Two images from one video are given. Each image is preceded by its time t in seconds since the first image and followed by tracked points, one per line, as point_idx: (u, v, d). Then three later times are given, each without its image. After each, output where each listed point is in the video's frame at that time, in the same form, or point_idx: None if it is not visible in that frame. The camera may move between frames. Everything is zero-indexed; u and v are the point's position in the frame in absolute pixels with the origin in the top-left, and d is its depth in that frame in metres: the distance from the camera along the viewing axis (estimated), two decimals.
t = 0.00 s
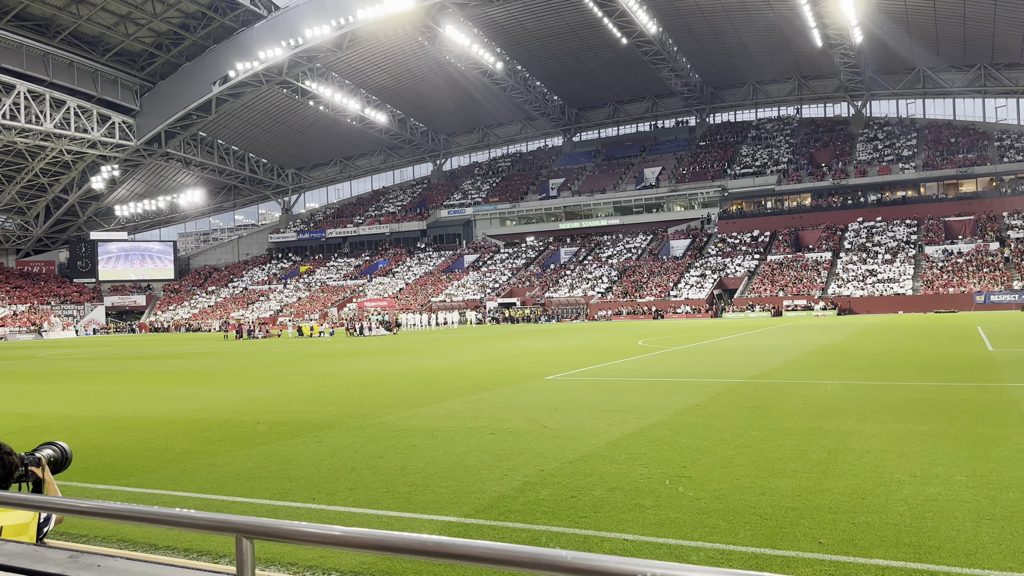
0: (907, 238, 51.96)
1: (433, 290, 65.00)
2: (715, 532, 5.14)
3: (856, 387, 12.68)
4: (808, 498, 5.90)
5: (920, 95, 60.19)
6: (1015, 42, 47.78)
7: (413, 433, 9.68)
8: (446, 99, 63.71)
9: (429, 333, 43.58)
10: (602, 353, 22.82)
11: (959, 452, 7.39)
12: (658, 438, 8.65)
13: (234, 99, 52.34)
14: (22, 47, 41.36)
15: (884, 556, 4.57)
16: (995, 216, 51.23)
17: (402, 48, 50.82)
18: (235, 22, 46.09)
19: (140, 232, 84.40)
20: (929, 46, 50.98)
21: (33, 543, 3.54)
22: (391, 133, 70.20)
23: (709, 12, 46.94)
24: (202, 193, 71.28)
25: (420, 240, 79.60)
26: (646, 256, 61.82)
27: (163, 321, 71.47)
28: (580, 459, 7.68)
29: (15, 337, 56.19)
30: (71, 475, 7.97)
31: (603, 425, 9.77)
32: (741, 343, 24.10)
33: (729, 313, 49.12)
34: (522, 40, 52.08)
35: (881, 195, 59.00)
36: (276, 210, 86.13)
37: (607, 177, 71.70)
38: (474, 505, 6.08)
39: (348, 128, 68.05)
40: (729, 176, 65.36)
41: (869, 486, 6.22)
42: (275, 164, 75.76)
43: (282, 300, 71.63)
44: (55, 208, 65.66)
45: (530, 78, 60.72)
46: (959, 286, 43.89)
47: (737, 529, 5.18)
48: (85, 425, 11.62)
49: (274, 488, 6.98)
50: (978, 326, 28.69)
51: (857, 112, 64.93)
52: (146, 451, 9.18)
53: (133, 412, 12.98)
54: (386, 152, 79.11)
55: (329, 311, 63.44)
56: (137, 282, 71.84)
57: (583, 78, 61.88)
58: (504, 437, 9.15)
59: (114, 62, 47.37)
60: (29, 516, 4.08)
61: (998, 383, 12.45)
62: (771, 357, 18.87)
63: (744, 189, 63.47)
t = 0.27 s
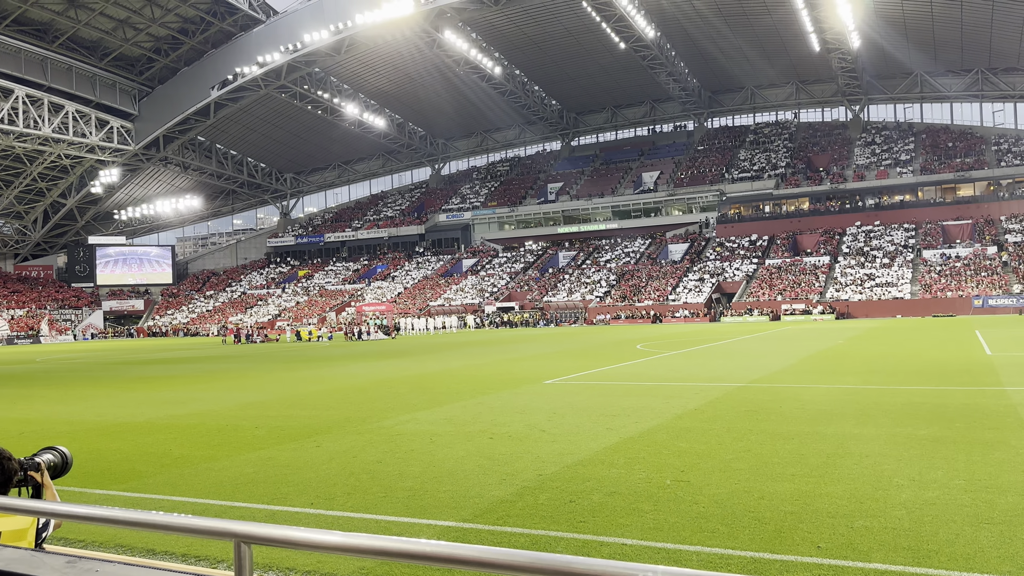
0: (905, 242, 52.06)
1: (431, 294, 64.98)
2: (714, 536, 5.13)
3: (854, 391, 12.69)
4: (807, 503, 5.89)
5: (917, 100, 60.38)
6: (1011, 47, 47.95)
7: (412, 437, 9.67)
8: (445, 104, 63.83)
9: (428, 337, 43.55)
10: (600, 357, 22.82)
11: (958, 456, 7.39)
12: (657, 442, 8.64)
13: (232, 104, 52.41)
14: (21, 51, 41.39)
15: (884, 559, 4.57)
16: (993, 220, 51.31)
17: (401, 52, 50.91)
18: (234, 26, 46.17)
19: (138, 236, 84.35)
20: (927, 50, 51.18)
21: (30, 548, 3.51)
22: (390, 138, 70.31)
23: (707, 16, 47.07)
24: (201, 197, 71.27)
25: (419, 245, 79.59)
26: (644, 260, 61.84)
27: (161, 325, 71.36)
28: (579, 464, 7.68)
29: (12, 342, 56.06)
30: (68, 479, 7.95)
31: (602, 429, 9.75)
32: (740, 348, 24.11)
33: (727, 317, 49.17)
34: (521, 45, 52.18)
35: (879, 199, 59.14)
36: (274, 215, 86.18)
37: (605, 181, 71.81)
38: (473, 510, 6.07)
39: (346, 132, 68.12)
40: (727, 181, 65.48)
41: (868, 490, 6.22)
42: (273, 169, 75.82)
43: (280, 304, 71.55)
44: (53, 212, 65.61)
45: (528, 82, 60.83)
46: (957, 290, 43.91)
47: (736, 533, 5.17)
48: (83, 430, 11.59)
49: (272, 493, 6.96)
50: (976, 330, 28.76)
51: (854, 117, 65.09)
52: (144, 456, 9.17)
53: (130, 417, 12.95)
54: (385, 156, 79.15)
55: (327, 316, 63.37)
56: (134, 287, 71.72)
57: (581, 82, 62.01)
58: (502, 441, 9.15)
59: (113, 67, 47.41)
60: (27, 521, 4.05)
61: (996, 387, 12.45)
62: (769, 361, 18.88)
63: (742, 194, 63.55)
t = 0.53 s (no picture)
0: (903, 246, 52.17)
1: (430, 298, 64.96)
2: (713, 540, 5.14)
3: (853, 395, 12.69)
4: (805, 506, 5.90)
5: (915, 104, 60.57)
6: (1008, 51, 48.16)
7: (411, 441, 9.66)
8: (443, 108, 63.92)
9: (426, 341, 43.52)
10: (599, 361, 22.81)
11: (956, 459, 7.40)
12: (655, 446, 8.64)
13: (231, 108, 52.43)
14: (19, 56, 41.41)
15: (882, 563, 4.57)
16: (990, 224, 51.42)
17: (399, 57, 51.01)
18: (232, 31, 46.27)
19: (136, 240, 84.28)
20: (924, 54, 51.36)
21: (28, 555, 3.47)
22: (389, 142, 70.40)
23: (705, 20, 47.20)
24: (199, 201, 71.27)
25: (417, 249, 79.57)
26: (643, 264, 61.87)
27: (159, 329, 71.25)
28: (578, 468, 7.67)
29: (10, 346, 55.93)
30: (67, 484, 7.93)
31: (601, 433, 9.75)
32: (738, 351, 24.12)
33: (726, 321, 49.22)
34: (519, 49, 52.30)
35: (877, 203, 59.28)
36: (273, 218, 86.19)
37: (603, 185, 71.92)
38: (472, 514, 6.07)
39: (345, 136, 68.16)
40: (725, 185, 65.57)
41: (867, 494, 6.22)
42: (272, 173, 75.87)
43: (278, 308, 71.48)
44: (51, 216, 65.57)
45: (526, 87, 60.93)
46: (955, 293, 43.95)
47: (735, 537, 5.18)
48: (81, 435, 11.56)
49: (270, 497, 6.95)
50: (976, 333, 28.80)
51: (852, 121, 65.25)
52: (142, 461, 9.15)
53: (129, 421, 12.93)
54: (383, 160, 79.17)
55: (326, 320, 63.30)
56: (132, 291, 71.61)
57: (579, 87, 62.15)
58: (502, 445, 9.13)
59: (111, 71, 47.44)
60: (25, 525, 4.01)
61: (995, 390, 12.45)
62: (767, 364, 18.88)
63: (741, 198, 63.62)
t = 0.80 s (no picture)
0: (901, 249, 52.27)
1: (428, 301, 64.94)
2: (712, 543, 5.13)
3: (852, 397, 12.68)
4: (804, 509, 5.89)
5: (912, 106, 60.73)
6: (1005, 54, 48.31)
7: (409, 445, 9.64)
8: (442, 111, 63.99)
9: (425, 344, 43.49)
10: (597, 363, 22.79)
11: (955, 462, 7.40)
12: (654, 449, 8.63)
13: (229, 111, 52.42)
14: (17, 59, 41.38)
15: (882, 566, 4.56)
16: (987, 226, 51.55)
17: (398, 60, 51.07)
18: (230, 34, 46.33)
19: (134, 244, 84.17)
20: (921, 57, 51.55)
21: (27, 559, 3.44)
22: (387, 145, 70.48)
23: (702, 24, 47.34)
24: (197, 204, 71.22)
25: (416, 251, 79.55)
26: (641, 267, 61.92)
27: (157, 333, 71.12)
28: (577, 471, 7.66)
29: (7, 350, 55.79)
30: (64, 488, 7.90)
31: (600, 436, 9.74)
32: (736, 354, 24.13)
33: (724, 323, 49.30)
34: (518, 52, 52.37)
35: (874, 206, 59.39)
36: (271, 221, 86.15)
37: (601, 188, 72.01)
38: (470, 517, 6.05)
39: (343, 139, 68.19)
40: (723, 187, 65.64)
41: (866, 496, 6.21)
42: (269, 176, 75.85)
43: (276, 311, 71.37)
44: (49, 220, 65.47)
45: (524, 90, 61.01)
46: (953, 296, 44.05)
47: (734, 540, 5.17)
48: (78, 439, 11.52)
49: (268, 501, 6.93)
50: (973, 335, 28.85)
51: (850, 123, 65.37)
52: (140, 465, 9.12)
53: (126, 425, 12.89)
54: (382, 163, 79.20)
55: (324, 323, 63.23)
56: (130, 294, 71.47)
57: (577, 89, 62.25)
58: (500, 448, 9.12)
59: (109, 74, 47.42)
60: (24, 530, 3.98)
61: (993, 393, 12.46)
62: (766, 367, 18.88)
63: (738, 200, 63.77)
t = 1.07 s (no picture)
0: (899, 250, 52.30)
1: (426, 303, 64.90)
2: (710, 545, 5.12)
3: (849, 399, 12.69)
4: (803, 511, 5.88)
5: (910, 108, 60.86)
6: (1001, 56, 48.48)
7: (406, 447, 9.64)
8: (440, 113, 64.03)
9: (423, 347, 43.44)
10: (595, 365, 22.77)
11: (953, 463, 7.41)
12: (652, 451, 8.62)
13: (227, 114, 52.39)
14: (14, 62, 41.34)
15: (882, 567, 4.55)
16: (985, 228, 51.63)
17: (395, 62, 51.08)
18: (228, 37, 46.47)
19: (132, 247, 84.08)
20: (918, 60, 51.73)
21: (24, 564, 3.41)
22: (385, 147, 70.49)
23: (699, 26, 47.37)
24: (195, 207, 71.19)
25: (414, 254, 79.49)
26: (640, 269, 61.93)
27: (155, 336, 71.02)
28: (575, 473, 7.65)
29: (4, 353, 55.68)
30: (61, 491, 7.88)
31: (598, 438, 9.73)
32: (734, 356, 24.12)
33: (722, 325, 49.36)
34: (515, 55, 52.42)
35: (872, 207, 59.49)
36: (269, 224, 86.11)
37: (599, 191, 72.03)
38: (469, 520, 6.04)
39: (341, 142, 68.18)
40: (721, 190, 65.72)
41: (864, 498, 6.20)
42: (267, 179, 75.82)
43: (274, 314, 71.26)
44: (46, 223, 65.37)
45: (522, 92, 61.07)
46: (951, 297, 44.10)
47: (733, 542, 5.17)
48: (75, 442, 11.50)
49: (267, 503, 6.92)
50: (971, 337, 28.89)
51: (847, 126, 65.50)
52: (137, 467, 9.11)
53: (124, 428, 12.87)
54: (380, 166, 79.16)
55: (322, 326, 63.17)
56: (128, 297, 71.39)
57: (575, 92, 62.33)
58: (498, 450, 9.11)
59: (107, 77, 47.42)
60: (22, 534, 3.98)
61: (990, 394, 12.47)
62: (764, 369, 18.88)
63: (736, 203, 63.88)
